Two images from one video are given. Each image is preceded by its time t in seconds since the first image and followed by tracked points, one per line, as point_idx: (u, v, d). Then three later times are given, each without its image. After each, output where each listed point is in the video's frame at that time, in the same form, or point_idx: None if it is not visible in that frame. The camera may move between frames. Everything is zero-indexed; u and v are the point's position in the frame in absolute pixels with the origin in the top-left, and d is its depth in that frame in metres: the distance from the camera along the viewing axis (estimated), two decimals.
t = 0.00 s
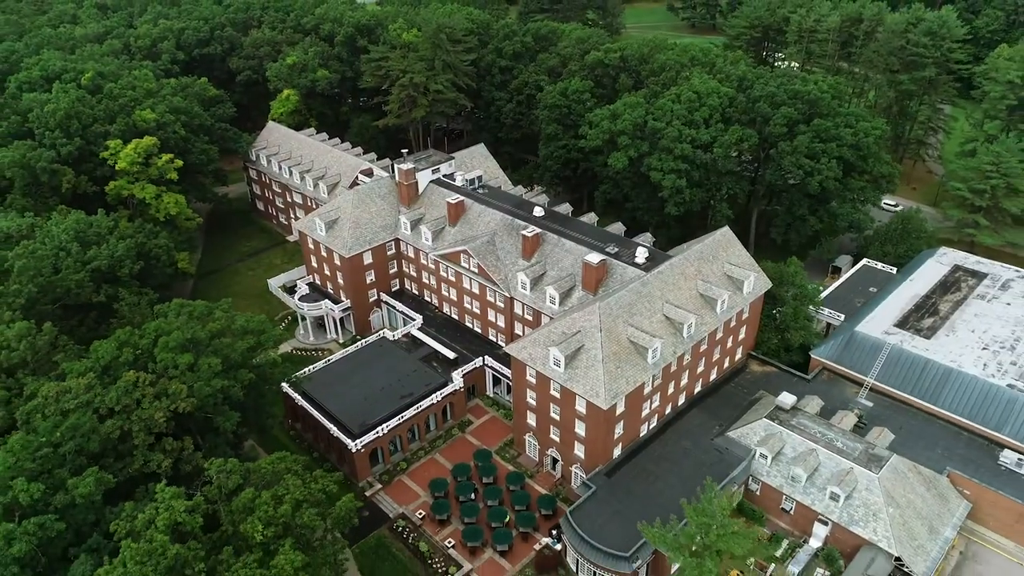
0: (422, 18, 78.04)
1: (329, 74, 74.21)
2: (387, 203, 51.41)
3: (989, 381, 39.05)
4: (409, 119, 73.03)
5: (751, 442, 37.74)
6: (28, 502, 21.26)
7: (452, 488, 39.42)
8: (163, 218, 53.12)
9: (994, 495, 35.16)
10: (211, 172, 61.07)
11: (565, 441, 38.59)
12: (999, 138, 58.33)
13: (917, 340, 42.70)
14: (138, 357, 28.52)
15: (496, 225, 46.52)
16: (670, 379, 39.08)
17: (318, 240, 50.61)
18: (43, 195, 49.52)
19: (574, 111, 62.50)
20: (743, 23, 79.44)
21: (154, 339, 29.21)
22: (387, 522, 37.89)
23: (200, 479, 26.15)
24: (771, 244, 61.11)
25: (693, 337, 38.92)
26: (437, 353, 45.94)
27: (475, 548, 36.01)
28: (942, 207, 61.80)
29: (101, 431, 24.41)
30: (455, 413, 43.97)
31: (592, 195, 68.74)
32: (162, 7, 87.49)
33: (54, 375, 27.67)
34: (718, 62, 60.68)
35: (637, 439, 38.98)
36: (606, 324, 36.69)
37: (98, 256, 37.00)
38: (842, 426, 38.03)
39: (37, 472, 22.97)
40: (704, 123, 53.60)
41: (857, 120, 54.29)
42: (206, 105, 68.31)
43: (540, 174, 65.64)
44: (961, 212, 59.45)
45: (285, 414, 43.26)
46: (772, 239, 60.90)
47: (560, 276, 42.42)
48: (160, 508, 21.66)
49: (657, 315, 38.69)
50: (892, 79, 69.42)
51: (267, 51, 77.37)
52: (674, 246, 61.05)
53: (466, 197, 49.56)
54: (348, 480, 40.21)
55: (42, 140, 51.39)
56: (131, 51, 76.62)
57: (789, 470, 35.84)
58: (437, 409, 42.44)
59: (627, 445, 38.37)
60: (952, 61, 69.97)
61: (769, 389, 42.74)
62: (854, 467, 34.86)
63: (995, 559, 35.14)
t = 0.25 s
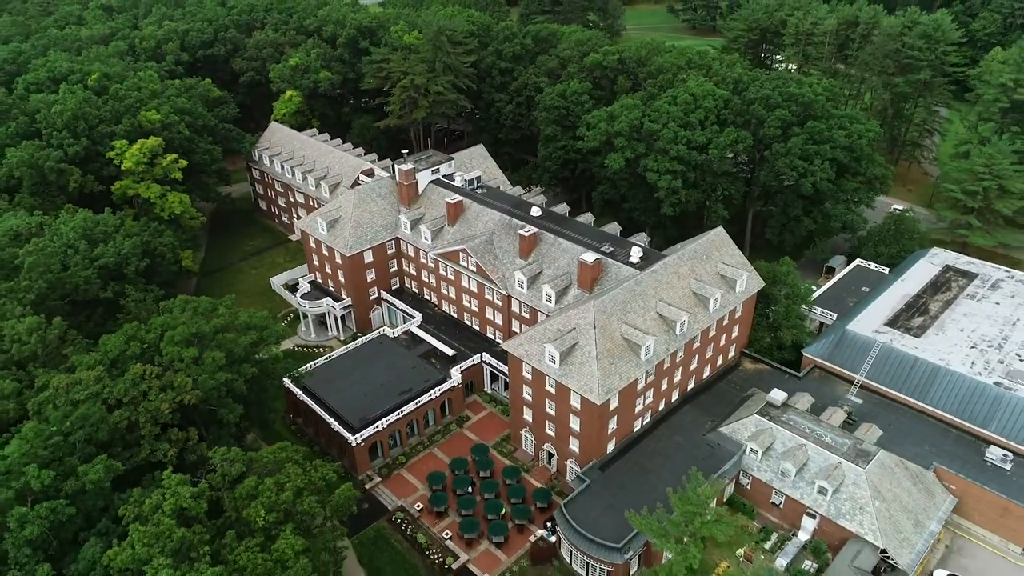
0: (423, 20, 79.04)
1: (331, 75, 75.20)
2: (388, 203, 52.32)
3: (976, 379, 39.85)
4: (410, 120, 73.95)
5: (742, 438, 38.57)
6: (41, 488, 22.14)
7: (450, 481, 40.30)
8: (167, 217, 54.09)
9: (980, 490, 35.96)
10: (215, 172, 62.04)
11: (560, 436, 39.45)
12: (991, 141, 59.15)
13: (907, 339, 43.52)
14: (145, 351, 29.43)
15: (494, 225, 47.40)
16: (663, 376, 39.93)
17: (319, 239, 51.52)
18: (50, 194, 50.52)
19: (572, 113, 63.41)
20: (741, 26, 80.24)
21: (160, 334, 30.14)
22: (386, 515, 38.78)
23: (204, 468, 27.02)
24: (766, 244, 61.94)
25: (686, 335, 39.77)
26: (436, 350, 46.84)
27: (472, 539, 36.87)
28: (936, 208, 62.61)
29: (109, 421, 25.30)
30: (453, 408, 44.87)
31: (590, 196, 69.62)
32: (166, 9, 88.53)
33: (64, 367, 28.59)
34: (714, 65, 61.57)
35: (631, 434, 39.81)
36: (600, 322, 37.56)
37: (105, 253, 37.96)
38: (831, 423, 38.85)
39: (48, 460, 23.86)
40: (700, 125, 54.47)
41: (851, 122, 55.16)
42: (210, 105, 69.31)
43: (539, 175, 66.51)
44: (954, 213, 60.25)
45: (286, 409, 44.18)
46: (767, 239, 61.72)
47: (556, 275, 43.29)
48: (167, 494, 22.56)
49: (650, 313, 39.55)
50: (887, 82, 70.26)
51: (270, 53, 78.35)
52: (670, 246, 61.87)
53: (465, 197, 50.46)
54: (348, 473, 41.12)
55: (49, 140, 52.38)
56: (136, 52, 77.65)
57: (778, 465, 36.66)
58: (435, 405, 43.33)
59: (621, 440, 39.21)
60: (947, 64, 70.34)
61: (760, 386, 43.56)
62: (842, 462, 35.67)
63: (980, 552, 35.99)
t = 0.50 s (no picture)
0: (425, 22, 80.09)
1: (333, 76, 76.27)
2: (388, 203, 53.30)
3: (962, 376, 40.70)
4: (411, 121, 74.95)
5: (732, 433, 39.48)
6: (52, 473, 23.08)
7: (447, 475, 41.25)
8: (172, 215, 55.16)
9: (964, 484, 36.85)
10: (219, 172, 63.07)
11: (554, 430, 40.38)
12: (984, 143, 59.99)
13: (896, 337, 44.39)
14: (151, 344, 30.44)
15: (492, 224, 48.35)
16: (656, 372, 40.83)
17: (321, 238, 52.50)
18: (58, 192, 51.59)
19: (571, 114, 64.37)
20: (738, 28, 81.12)
21: (166, 328, 31.13)
22: (385, 506, 39.75)
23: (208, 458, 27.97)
24: (761, 245, 62.79)
25: (678, 332, 40.68)
26: (435, 346, 47.81)
27: (468, 531, 37.84)
28: (929, 209, 63.43)
29: (117, 411, 26.25)
30: (451, 404, 45.84)
31: (588, 197, 70.53)
32: (171, 10, 89.70)
33: (73, 360, 29.58)
34: (710, 67, 62.49)
35: (624, 429, 40.74)
36: (594, 319, 38.50)
37: (112, 250, 38.98)
38: (820, 418, 39.75)
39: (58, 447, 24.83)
40: (695, 126, 55.38)
41: (844, 125, 56.08)
42: (214, 106, 70.41)
43: (538, 175, 67.41)
44: (946, 214, 61.04)
45: (288, 404, 45.17)
46: (762, 239, 62.57)
47: (552, 273, 44.21)
48: (173, 480, 23.52)
49: (643, 310, 40.45)
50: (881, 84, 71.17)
51: (273, 54, 79.42)
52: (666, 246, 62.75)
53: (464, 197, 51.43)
54: (348, 466, 42.10)
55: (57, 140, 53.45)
56: (141, 53, 78.76)
57: (767, 459, 37.58)
58: (433, 400, 44.30)
59: (614, 435, 40.13)
60: (942, 67, 71.29)
61: (752, 383, 44.44)
62: (829, 456, 36.59)
63: (964, 545, 36.91)
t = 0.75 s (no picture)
0: (426, 24, 81.19)
1: (335, 78, 77.40)
2: (388, 202, 54.34)
3: (948, 373, 41.62)
4: (412, 122, 75.99)
5: (722, 427, 40.43)
6: (62, 459, 24.11)
7: (444, 467, 42.26)
8: (176, 214, 56.24)
9: (947, 478, 37.78)
10: (222, 171, 64.14)
11: (549, 424, 41.37)
12: (975, 145, 60.89)
13: (884, 335, 45.31)
14: (157, 337, 31.49)
15: (490, 223, 49.36)
16: (648, 367, 41.80)
17: (322, 236, 53.56)
18: (65, 191, 52.71)
19: (569, 115, 65.42)
20: (736, 31, 82.15)
21: (171, 322, 32.19)
22: (383, 498, 40.77)
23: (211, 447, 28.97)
24: (756, 245, 63.69)
25: (670, 329, 41.65)
26: (433, 342, 48.85)
27: (463, 521, 38.84)
28: (922, 210, 64.32)
29: (124, 401, 27.28)
30: (449, 399, 46.87)
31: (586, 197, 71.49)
32: (175, 12, 90.90)
33: (82, 352, 30.62)
34: (706, 70, 63.51)
35: (617, 423, 41.70)
36: (587, 315, 39.51)
37: (119, 247, 40.07)
38: (808, 414, 40.70)
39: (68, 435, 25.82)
40: (690, 128, 56.35)
41: (837, 127, 57.04)
42: (217, 106, 71.53)
43: (536, 175, 68.37)
44: (939, 215, 61.89)
45: (290, 399, 46.23)
46: (756, 239, 63.48)
47: (548, 271, 45.22)
48: (178, 466, 24.57)
49: (636, 307, 41.44)
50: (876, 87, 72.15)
51: (277, 55, 80.54)
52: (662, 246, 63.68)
53: (462, 196, 52.47)
54: (348, 459, 43.12)
55: (64, 139, 54.57)
56: (147, 54, 79.93)
57: (755, 453, 38.55)
58: (431, 395, 45.32)
59: (607, 429, 41.10)
60: (935, 70, 72.27)
61: (743, 380, 45.39)
62: (815, 450, 37.55)
63: (947, 537, 37.82)
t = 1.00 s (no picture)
0: (426, 26, 82.33)
1: (337, 79, 78.56)
2: (388, 201, 55.40)
3: (933, 370, 42.57)
4: (412, 122, 77.05)
5: (712, 421, 41.45)
6: (73, 445, 25.18)
7: (441, 460, 43.31)
8: (181, 212, 57.38)
9: (931, 472, 38.76)
10: (225, 171, 65.25)
11: (543, 418, 42.40)
12: (966, 147, 61.83)
13: (872, 332, 46.27)
14: (162, 330, 32.56)
15: (487, 222, 50.42)
16: (640, 363, 42.83)
17: (323, 235, 54.66)
18: (72, 189, 53.85)
19: (566, 117, 66.45)
20: (733, 34, 83.36)
21: (176, 316, 33.27)
22: (381, 489, 41.83)
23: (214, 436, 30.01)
24: (750, 244, 64.63)
25: (662, 325, 42.68)
26: (431, 339, 49.92)
27: (459, 512, 39.87)
28: (913, 211, 65.26)
29: (131, 391, 28.35)
30: (446, 393, 47.92)
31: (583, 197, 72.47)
32: (180, 13, 92.11)
33: (90, 344, 31.71)
34: (701, 72, 64.55)
35: (609, 417, 42.73)
36: (580, 312, 40.55)
37: (125, 244, 41.17)
38: (796, 409, 41.70)
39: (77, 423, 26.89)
40: (684, 129, 57.36)
41: (829, 128, 58.06)
42: (221, 107, 72.66)
43: (535, 175, 69.37)
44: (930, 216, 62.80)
45: (291, 393, 47.34)
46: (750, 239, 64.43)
47: (543, 269, 46.26)
48: (182, 452, 25.64)
49: (628, 305, 42.46)
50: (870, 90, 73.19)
51: (279, 56, 81.66)
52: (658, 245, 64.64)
53: (460, 195, 53.53)
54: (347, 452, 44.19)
55: (71, 139, 55.75)
56: (151, 55, 81.11)
57: (744, 446, 39.56)
58: (429, 389, 46.40)
59: (599, 423, 42.12)
60: (929, 73, 73.35)
61: (734, 376, 46.39)
62: (802, 444, 38.56)
63: (931, 530, 38.80)
